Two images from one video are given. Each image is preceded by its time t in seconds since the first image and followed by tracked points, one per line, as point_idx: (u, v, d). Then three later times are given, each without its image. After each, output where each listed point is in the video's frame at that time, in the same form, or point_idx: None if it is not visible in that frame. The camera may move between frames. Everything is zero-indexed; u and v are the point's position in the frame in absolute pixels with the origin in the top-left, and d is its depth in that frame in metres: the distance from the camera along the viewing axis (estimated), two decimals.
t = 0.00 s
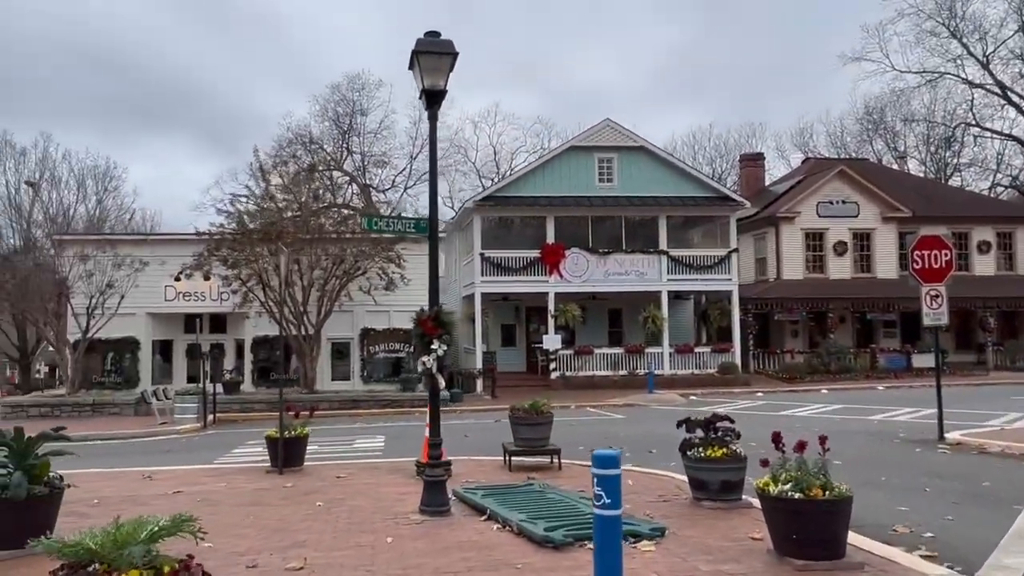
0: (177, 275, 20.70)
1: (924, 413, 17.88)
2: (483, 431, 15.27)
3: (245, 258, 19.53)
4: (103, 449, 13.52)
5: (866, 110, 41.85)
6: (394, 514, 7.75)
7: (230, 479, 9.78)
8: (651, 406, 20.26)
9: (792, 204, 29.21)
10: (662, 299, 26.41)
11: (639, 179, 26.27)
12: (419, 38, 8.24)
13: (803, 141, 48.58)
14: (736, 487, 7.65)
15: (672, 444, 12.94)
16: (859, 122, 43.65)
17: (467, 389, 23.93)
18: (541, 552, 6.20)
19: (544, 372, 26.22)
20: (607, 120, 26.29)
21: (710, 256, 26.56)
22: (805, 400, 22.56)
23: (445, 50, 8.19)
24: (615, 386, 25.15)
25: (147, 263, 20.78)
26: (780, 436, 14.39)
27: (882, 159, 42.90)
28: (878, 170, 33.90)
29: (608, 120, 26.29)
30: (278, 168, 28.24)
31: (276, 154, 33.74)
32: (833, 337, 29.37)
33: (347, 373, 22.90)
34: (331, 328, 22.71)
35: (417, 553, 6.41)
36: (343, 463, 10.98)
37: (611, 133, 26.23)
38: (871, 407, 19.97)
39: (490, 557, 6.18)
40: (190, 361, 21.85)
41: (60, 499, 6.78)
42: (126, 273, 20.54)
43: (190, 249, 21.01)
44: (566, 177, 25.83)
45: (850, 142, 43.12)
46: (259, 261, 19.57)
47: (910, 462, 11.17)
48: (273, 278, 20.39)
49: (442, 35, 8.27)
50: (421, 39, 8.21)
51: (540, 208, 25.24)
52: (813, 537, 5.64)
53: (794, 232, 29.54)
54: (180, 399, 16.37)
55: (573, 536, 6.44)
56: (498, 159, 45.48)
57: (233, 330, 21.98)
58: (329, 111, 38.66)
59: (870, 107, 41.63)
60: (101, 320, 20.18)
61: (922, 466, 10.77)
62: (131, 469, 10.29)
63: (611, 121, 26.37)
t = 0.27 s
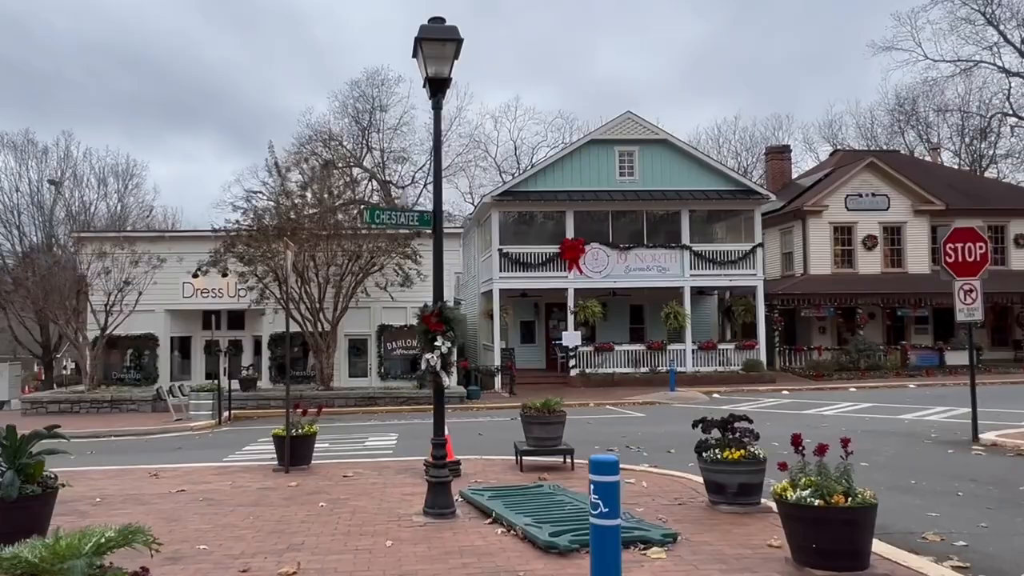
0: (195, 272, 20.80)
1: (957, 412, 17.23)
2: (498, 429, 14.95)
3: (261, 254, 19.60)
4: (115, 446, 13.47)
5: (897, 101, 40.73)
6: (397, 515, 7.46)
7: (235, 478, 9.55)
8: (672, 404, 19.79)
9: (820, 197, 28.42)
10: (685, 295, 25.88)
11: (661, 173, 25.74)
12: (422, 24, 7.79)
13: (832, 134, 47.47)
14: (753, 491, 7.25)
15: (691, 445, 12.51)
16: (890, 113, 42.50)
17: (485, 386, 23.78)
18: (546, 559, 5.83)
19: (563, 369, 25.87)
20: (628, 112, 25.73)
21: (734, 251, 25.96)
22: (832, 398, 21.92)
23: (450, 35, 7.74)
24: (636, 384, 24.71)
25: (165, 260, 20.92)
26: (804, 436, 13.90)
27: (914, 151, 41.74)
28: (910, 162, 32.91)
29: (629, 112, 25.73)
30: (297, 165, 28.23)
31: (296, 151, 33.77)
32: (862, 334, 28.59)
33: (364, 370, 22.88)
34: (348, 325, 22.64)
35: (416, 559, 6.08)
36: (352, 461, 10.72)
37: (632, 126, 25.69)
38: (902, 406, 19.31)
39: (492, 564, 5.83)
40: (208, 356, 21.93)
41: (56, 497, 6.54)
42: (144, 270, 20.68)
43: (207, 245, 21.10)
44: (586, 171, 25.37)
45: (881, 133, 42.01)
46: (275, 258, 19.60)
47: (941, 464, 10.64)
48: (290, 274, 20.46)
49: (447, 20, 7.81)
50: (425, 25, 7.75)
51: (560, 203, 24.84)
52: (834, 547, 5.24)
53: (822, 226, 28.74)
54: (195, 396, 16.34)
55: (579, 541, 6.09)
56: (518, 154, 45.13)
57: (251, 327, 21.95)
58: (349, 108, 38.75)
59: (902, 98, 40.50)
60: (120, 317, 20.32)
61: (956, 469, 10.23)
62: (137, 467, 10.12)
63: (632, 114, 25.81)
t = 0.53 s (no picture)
0: (207, 271, 20.79)
1: (984, 413, 16.66)
2: (509, 429, 14.66)
3: (273, 252, 19.53)
4: (123, 444, 13.38)
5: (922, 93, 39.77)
6: (395, 519, 7.20)
7: (235, 478, 9.34)
8: (688, 404, 19.40)
9: (842, 193, 27.77)
10: (702, 292, 25.42)
11: (677, 168, 25.29)
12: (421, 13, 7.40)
13: (855, 128, 46.52)
14: (767, 496, 6.87)
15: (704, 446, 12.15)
16: (915, 106, 41.53)
17: (498, 384, 23.58)
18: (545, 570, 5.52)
19: (578, 368, 25.54)
20: (644, 106, 25.28)
21: (753, 248, 25.46)
22: (854, 398, 21.37)
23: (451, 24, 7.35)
24: (652, 383, 24.31)
25: (177, 258, 20.94)
26: (823, 437, 13.47)
27: (940, 144, 40.76)
28: (935, 155, 32.07)
29: (645, 106, 25.27)
30: (310, 163, 28.16)
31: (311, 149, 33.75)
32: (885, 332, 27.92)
33: (377, 368, 22.76)
34: (360, 324, 22.54)
35: (410, 566, 5.80)
36: (356, 462, 10.48)
37: (648, 120, 25.25)
38: (926, 406, 18.74)
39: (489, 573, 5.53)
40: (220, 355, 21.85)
41: (43, 500, 6.36)
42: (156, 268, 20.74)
43: (219, 244, 21.03)
44: (601, 167, 25.01)
45: (905, 127, 41.08)
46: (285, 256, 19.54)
47: (967, 468, 10.18)
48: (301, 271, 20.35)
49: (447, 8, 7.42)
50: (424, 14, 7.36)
51: (574, 199, 24.50)
52: (850, 561, 4.87)
53: (844, 222, 28.06)
54: (205, 395, 16.27)
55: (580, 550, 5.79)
56: (534, 151, 44.80)
57: (263, 325, 21.89)
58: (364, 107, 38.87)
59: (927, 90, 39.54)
60: (133, 315, 20.38)
61: (984, 473, 9.77)
62: (138, 467, 9.95)
63: (648, 108, 25.36)
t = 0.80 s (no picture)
0: (215, 270, 20.74)
1: (1006, 415, 16.15)
2: (515, 430, 14.38)
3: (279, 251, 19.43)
4: (125, 444, 13.28)
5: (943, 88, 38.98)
6: (387, 522, 6.97)
7: (230, 479, 9.16)
8: (699, 405, 19.03)
9: (858, 189, 27.23)
10: (715, 291, 25.00)
11: (690, 165, 24.91)
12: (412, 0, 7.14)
13: (873, 124, 45.73)
14: (772, 502, 6.55)
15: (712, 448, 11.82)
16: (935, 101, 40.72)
17: (508, 385, 23.35)
18: None
19: (589, 368, 25.23)
20: (655, 102, 24.90)
21: (767, 246, 25.00)
22: (870, 399, 20.89)
23: (443, 12, 7.08)
24: (663, 383, 23.96)
25: (184, 258, 20.89)
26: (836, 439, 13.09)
27: (960, 140, 39.94)
28: (956, 151, 31.37)
29: (657, 103, 24.90)
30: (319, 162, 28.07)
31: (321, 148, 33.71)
32: (903, 331, 27.34)
33: (385, 368, 22.62)
34: (368, 323, 22.40)
35: (396, 573, 5.56)
36: (355, 463, 10.26)
37: (659, 117, 24.87)
38: (945, 407, 18.25)
39: None
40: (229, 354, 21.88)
41: (23, 502, 6.20)
42: (162, 267, 20.72)
43: (226, 243, 20.97)
44: (611, 164, 24.69)
45: (925, 123, 40.29)
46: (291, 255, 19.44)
47: (987, 473, 9.78)
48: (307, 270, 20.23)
49: None
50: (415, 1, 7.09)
51: (585, 197, 24.20)
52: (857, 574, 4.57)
53: (861, 219, 27.49)
54: (209, 395, 16.17)
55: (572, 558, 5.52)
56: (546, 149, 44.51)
57: (271, 325, 21.81)
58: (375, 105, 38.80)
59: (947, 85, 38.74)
60: (140, 315, 20.37)
61: (1004, 478, 9.37)
62: (134, 468, 9.80)
63: (660, 104, 24.98)
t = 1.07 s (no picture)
0: (220, 271, 20.68)
1: None
2: (517, 432, 14.12)
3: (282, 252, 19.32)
4: (123, 445, 13.17)
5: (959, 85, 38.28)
6: (372, 529, 6.74)
7: (220, 483, 8.97)
8: (708, 407, 18.67)
9: (872, 188, 26.71)
10: (725, 291, 24.61)
11: (699, 164, 24.55)
12: None
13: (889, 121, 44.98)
14: (771, 512, 6.22)
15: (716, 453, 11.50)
16: (952, 98, 39.99)
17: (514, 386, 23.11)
18: None
19: (597, 369, 24.94)
20: (664, 100, 24.54)
21: (778, 245, 24.57)
22: (884, 401, 20.43)
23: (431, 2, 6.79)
24: (672, 385, 23.62)
25: (189, 259, 20.82)
26: (847, 442, 12.71)
27: (978, 137, 39.18)
28: (973, 148, 30.75)
29: (665, 101, 24.54)
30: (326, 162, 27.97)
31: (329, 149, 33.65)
32: (918, 332, 26.80)
33: (390, 370, 22.48)
34: (374, 324, 22.26)
35: None
36: (350, 466, 10.05)
37: (668, 115, 24.52)
38: (961, 411, 17.78)
39: None
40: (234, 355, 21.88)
41: None
42: (166, 268, 20.68)
43: (231, 243, 20.90)
44: (619, 163, 24.38)
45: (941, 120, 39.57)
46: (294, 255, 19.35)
47: (1003, 480, 9.38)
48: (311, 270, 20.12)
49: None
50: None
51: (592, 197, 23.91)
52: None
53: (875, 218, 26.97)
54: (211, 396, 16.05)
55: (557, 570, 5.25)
56: (556, 150, 44.28)
57: (277, 326, 21.84)
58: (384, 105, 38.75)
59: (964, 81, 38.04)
60: (144, 316, 20.32)
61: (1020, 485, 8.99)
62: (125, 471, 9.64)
63: (668, 102, 24.62)
